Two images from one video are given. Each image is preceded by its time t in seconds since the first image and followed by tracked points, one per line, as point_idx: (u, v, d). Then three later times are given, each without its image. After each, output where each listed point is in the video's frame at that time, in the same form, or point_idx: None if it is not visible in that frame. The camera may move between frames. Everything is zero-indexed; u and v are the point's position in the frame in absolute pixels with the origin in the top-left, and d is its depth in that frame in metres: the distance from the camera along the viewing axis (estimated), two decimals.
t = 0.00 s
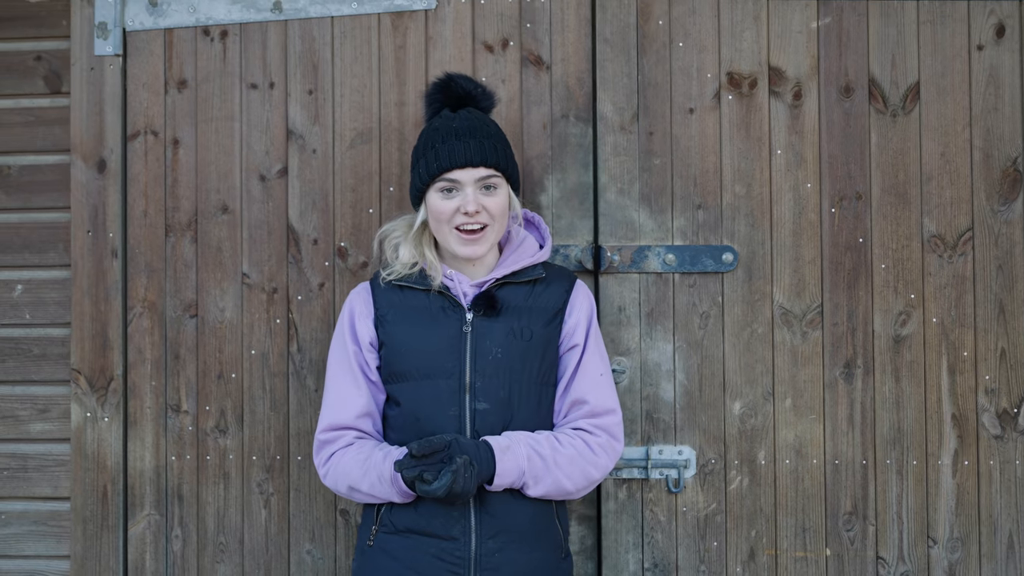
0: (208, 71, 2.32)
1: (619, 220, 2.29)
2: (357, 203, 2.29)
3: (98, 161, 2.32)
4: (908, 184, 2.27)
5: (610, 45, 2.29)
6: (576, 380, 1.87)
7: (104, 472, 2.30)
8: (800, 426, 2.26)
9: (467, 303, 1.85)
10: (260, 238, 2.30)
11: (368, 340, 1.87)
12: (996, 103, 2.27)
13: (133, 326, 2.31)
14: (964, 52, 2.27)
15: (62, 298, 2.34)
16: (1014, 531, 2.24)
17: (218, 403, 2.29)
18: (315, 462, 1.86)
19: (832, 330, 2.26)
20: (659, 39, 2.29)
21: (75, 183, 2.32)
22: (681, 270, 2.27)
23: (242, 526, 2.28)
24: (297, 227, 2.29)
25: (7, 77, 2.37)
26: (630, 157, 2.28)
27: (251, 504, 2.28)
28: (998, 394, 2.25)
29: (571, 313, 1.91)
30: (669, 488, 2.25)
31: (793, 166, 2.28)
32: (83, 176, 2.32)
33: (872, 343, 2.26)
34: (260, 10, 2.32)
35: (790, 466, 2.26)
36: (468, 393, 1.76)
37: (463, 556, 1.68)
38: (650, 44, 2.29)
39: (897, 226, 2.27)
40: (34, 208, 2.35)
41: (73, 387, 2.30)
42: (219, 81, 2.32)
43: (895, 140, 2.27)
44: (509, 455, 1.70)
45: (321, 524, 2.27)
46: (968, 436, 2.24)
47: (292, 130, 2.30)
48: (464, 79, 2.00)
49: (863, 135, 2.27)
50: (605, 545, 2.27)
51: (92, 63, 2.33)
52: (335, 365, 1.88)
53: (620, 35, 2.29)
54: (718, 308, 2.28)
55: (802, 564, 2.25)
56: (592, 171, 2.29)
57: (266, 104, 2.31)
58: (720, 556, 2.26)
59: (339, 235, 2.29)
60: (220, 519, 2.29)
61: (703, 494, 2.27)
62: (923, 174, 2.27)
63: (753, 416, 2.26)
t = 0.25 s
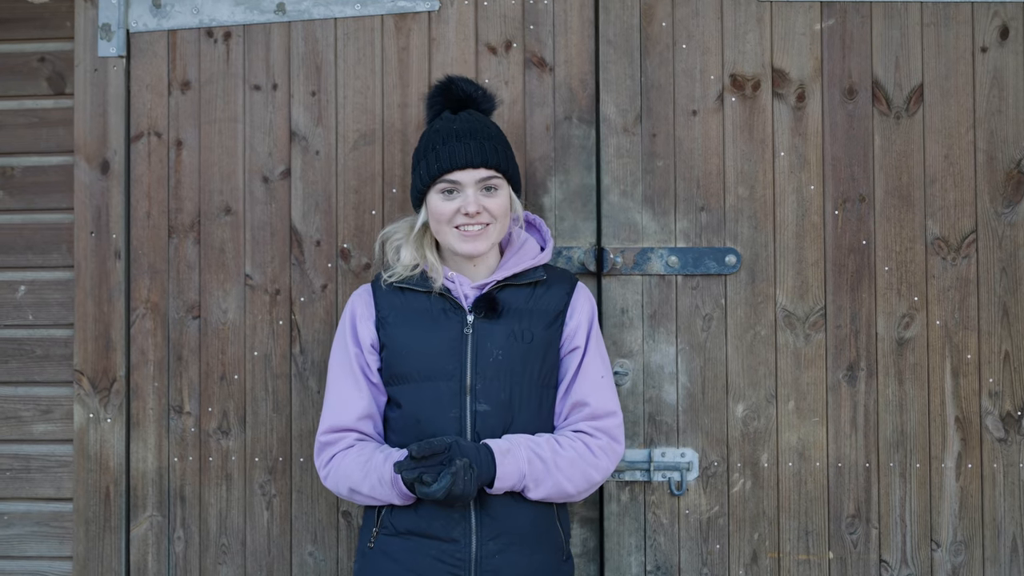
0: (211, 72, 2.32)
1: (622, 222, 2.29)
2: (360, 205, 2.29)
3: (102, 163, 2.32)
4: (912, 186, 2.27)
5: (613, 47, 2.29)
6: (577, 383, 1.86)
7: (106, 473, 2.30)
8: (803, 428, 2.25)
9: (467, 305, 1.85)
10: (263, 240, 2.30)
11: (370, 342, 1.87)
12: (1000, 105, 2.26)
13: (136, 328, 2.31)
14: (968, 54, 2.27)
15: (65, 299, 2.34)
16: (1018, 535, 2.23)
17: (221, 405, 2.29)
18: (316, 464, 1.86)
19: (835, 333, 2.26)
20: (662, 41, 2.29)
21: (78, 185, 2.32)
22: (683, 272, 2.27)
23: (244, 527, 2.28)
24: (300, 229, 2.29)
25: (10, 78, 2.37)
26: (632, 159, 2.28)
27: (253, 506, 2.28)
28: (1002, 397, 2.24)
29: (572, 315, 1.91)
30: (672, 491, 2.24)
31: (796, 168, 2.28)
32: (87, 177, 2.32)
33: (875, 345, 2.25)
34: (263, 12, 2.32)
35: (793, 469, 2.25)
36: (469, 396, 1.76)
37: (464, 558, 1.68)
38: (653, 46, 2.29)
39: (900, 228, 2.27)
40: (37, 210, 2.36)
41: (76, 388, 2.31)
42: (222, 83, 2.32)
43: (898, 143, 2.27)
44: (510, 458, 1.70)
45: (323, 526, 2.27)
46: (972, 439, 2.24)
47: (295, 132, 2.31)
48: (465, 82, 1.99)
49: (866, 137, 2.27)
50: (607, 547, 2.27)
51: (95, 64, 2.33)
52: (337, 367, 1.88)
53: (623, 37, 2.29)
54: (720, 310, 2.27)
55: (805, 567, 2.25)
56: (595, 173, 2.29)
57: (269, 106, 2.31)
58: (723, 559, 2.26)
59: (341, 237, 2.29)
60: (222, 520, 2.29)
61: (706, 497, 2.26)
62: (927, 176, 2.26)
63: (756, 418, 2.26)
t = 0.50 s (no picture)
0: (215, 74, 2.33)
1: (625, 224, 2.28)
2: (363, 207, 2.29)
3: (105, 164, 2.32)
4: (915, 188, 2.26)
5: (616, 49, 2.29)
6: (579, 383, 1.86)
7: (109, 474, 2.30)
8: (807, 431, 2.25)
9: (468, 305, 1.85)
10: (266, 241, 2.30)
11: (370, 343, 1.87)
12: (1004, 107, 2.26)
13: (139, 329, 2.31)
14: (972, 56, 2.26)
15: (68, 301, 2.34)
16: (1022, 538, 2.22)
17: (224, 407, 2.29)
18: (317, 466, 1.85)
19: (839, 335, 2.25)
20: (665, 43, 2.29)
21: (82, 186, 2.32)
22: (687, 274, 2.27)
23: (247, 529, 2.28)
24: (303, 231, 2.29)
25: (15, 80, 2.37)
26: (636, 161, 2.28)
27: (256, 507, 2.28)
28: (1006, 399, 2.23)
29: (573, 315, 1.91)
30: (674, 493, 2.25)
31: (800, 170, 2.27)
32: (90, 179, 2.32)
33: (878, 348, 2.25)
34: (266, 14, 2.32)
35: (797, 471, 2.25)
36: (470, 396, 1.76)
37: (466, 559, 1.68)
38: (657, 48, 2.29)
39: (904, 230, 2.26)
40: (41, 211, 2.36)
41: (79, 390, 2.31)
42: (225, 85, 2.32)
43: (902, 145, 2.26)
44: (511, 457, 1.69)
45: (326, 528, 2.27)
46: (975, 442, 2.23)
47: (298, 134, 2.31)
48: (468, 86, 2.01)
49: (870, 139, 2.26)
50: (610, 550, 2.27)
51: (99, 66, 2.33)
52: (337, 367, 1.88)
53: (626, 39, 2.29)
54: (724, 312, 2.27)
55: (808, 570, 2.25)
56: (598, 175, 2.29)
57: (273, 108, 2.31)
58: (726, 561, 2.25)
59: (345, 239, 2.29)
60: (225, 522, 2.29)
61: (709, 500, 2.26)
62: (930, 178, 2.26)
63: (759, 421, 2.25)
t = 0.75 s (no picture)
0: (220, 77, 2.33)
1: (631, 226, 2.28)
2: (368, 209, 2.29)
3: (112, 167, 2.33)
4: (922, 190, 2.26)
5: (621, 50, 2.29)
6: (591, 382, 1.87)
7: (116, 476, 2.31)
8: (813, 433, 2.25)
9: (474, 307, 1.84)
10: (272, 243, 2.30)
11: (375, 345, 1.88)
12: (1010, 109, 2.25)
13: (146, 332, 2.31)
14: (978, 57, 2.26)
15: (74, 303, 2.35)
16: None
17: (230, 409, 2.29)
18: (323, 471, 1.82)
19: (845, 337, 2.25)
20: (670, 45, 2.29)
21: (88, 189, 2.33)
22: (692, 276, 2.27)
23: (253, 531, 2.28)
24: (309, 233, 2.30)
25: (21, 82, 2.38)
26: (641, 163, 2.28)
27: (262, 509, 2.28)
28: (1012, 401, 2.23)
29: (578, 318, 1.91)
30: (680, 495, 2.25)
31: (806, 172, 2.27)
32: (97, 181, 2.33)
33: (885, 350, 2.25)
34: (272, 16, 2.32)
35: (803, 473, 2.25)
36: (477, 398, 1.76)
37: (475, 561, 1.68)
38: (662, 50, 2.29)
39: (910, 232, 2.26)
40: (48, 214, 2.36)
41: (85, 392, 2.31)
42: (231, 87, 2.33)
43: (908, 146, 2.26)
44: (559, 432, 1.68)
45: (332, 530, 2.27)
46: (982, 444, 2.22)
47: (304, 136, 2.31)
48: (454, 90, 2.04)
49: (876, 140, 2.26)
50: (616, 552, 2.26)
51: (105, 68, 2.34)
52: (342, 370, 1.88)
53: (632, 40, 2.29)
54: (730, 314, 2.27)
55: (815, 572, 2.24)
56: (604, 177, 2.29)
57: (278, 110, 2.32)
58: (732, 563, 2.25)
59: (350, 241, 2.29)
60: (231, 524, 2.29)
61: (715, 502, 2.26)
62: (937, 180, 2.26)
63: (765, 423, 2.25)
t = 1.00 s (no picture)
0: (227, 81, 2.34)
1: (637, 230, 2.28)
2: (375, 213, 2.30)
3: (119, 171, 2.33)
4: (928, 194, 2.25)
5: (628, 55, 2.29)
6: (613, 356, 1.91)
7: (123, 480, 2.31)
8: (820, 437, 2.24)
9: (467, 310, 1.85)
10: (279, 247, 2.31)
11: (373, 351, 1.88)
12: (1017, 112, 2.25)
13: (153, 335, 2.32)
14: (985, 61, 2.26)
15: (82, 307, 2.35)
16: None
17: (236, 412, 2.30)
18: (342, 474, 1.79)
19: (852, 341, 2.25)
20: (677, 49, 2.29)
21: (96, 193, 2.33)
22: (699, 280, 2.27)
23: (260, 535, 2.29)
24: (316, 237, 2.30)
25: (29, 87, 2.38)
26: (647, 167, 2.28)
27: (268, 513, 2.29)
28: (1020, 406, 2.22)
29: (575, 313, 1.94)
30: (686, 499, 2.25)
31: (812, 176, 2.27)
32: (104, 185, 2.34)
33: (892, 353, 2.24)
34: (279, 21, 2.33)
35: (810, 478, 2.24)
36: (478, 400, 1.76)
37: (482, 564, 1.67)
38: (669, 53, 2.29)
39: (917, 236, 2.25)
40: (56, 218, 2.37)
41: (93, 396, 2.32)
42: (238, 91, 2.33)
43: (915, 150, 2.26)
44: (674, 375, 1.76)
45: (338, 533, 2.27)
46: (989, 448, 2.22)
47: (311, 140, 2.31)
48: (447, 92, 2.06)
49: (883, 144, 2.26)
50: (622, 556, 2.26)
51: (113, 73, 2.34)
52: (345, 376, 1.87)
53: (638, 44, 2.29)
54: (736, 318, 2.27)
55: None
56: (610, 181, 2.29)
57: (285, 114, 2.32)
58: (739, 568, 2.25)
59: (357, 245, 2.29)
60: (238, 527, 2.29)
61: (722, 506, 2.26)
62: (944, 183, 2.25)
63: (772, 427, 2.25)
